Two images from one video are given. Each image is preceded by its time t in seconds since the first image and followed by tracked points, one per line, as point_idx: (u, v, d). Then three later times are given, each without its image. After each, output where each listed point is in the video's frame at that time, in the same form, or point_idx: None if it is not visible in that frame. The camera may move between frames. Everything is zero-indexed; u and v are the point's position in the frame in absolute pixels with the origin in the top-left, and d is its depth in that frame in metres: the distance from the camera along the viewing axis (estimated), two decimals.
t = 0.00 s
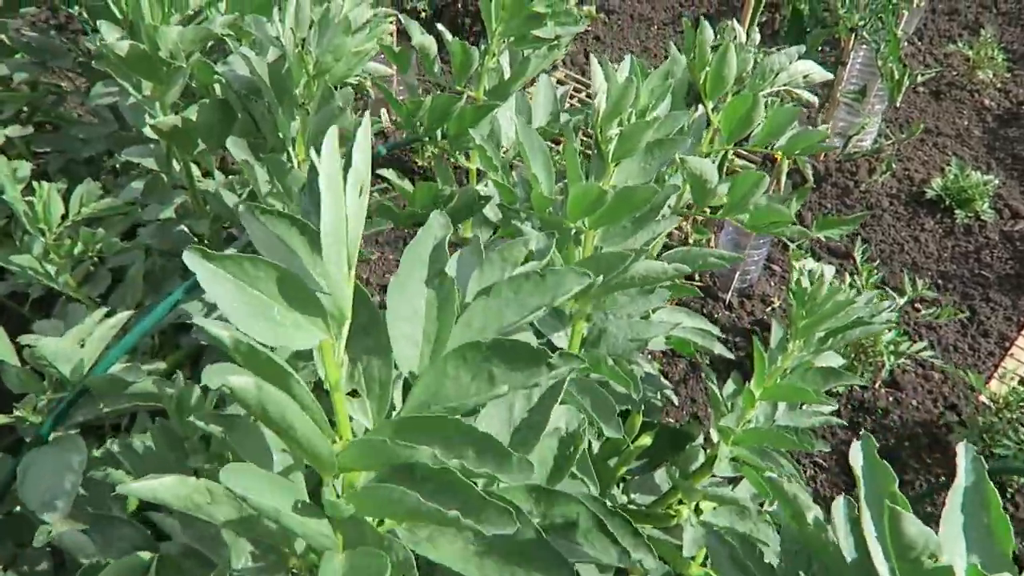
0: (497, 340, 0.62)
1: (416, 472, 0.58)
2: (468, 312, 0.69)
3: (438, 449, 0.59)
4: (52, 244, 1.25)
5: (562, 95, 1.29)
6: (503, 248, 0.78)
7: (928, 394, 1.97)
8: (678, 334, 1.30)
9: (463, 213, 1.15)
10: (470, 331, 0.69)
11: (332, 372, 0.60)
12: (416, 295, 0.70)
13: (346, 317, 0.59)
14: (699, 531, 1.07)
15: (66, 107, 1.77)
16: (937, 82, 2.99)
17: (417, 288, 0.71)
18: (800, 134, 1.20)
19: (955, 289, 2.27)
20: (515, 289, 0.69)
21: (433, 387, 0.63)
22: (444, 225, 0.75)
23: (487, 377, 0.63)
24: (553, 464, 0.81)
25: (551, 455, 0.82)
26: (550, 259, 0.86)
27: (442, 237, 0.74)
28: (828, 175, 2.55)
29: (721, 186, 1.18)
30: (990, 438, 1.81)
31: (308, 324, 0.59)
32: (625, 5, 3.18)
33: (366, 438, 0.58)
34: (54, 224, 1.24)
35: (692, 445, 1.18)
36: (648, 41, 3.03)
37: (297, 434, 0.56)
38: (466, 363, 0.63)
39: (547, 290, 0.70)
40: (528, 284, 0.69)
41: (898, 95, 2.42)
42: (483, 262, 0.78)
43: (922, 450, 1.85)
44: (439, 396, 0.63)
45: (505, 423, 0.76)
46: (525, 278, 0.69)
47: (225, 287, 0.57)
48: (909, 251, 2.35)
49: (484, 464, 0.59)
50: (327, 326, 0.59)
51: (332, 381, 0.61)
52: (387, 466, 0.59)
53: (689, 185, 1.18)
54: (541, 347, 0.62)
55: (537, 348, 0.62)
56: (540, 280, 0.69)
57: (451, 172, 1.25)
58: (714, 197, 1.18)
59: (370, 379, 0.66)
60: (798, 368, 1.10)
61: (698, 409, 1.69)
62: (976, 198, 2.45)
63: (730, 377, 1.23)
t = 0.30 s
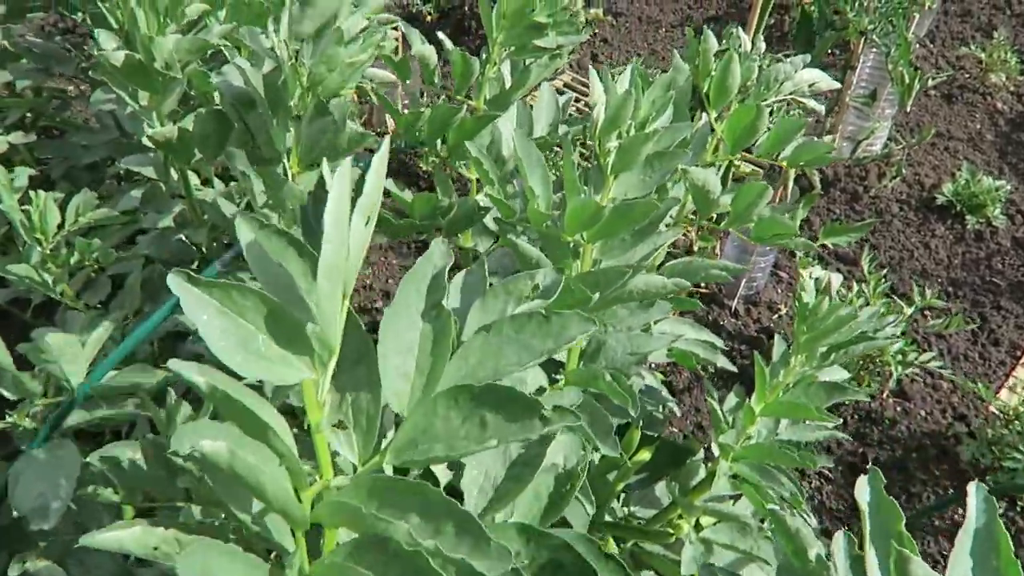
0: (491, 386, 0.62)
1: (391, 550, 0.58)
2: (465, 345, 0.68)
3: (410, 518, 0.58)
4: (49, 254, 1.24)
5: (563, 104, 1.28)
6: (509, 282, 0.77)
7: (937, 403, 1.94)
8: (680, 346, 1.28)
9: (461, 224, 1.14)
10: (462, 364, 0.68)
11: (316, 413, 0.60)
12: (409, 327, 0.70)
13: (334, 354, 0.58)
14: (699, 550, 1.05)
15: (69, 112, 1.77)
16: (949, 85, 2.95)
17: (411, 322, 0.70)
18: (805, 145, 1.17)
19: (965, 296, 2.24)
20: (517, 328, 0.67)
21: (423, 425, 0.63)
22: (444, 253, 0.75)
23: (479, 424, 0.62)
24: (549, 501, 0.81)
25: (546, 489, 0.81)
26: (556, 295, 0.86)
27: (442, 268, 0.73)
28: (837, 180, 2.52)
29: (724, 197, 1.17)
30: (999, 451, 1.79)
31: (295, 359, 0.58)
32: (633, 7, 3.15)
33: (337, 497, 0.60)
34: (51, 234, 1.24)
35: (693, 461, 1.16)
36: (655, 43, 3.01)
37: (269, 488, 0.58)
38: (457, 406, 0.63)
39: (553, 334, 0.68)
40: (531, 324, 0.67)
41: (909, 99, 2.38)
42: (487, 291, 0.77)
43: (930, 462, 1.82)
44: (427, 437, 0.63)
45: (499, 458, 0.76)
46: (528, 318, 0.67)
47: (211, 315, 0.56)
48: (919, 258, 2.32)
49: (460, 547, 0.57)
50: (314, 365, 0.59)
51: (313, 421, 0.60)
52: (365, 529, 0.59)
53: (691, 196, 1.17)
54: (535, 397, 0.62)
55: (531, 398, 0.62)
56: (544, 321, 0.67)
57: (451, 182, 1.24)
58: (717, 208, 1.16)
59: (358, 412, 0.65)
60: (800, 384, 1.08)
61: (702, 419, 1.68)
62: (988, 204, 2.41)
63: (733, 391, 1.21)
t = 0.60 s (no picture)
0: (453, 391, 0.58)
1: (348, 550, 0.55)
2: (427, 354, 0.64)
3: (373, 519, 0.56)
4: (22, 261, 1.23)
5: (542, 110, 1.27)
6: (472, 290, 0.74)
7: (932, 411, 1.91)
8: (664, 356, 1.27)
9: (439, 231, 1.11)
10: (425, 375, 0.64)
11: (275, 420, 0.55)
12: (373, 334, 0.66)
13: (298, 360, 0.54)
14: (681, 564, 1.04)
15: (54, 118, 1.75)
16: (948, 88, 2.91)
17: (376, 328, 0.66)
18: (790, 152, 1.16)
19: (963, 301, 2.20)
20: (479, 336, 0.64)
21: (386, 437, 0.58)
22: (411, 262, 0.71)
23: (442, 431, 0.57)
24: (514, 509, 0.77)
25: (511, 501, 0.78)
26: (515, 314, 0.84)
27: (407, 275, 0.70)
28: (833, 184, 2.49)
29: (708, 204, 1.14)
30: (994, 460, 1.76)
31: (257, 363, 0.54)
32: (629, 10, 3.12)
33: (295, 501, 0.55)
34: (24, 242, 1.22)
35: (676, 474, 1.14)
36: (650, 45, 2.97)
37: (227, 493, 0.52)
38: (421, 414, 0.58)
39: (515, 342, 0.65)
40: (494, 331, 0.64)
41: (905, 102, 2.35)
42: (450, 302, 0.74)
43: (925, 471, 1.80)
44: (389, 447, 0.58)
45: (463, 466, 0.73)
46: (491, 325, 0.64)
47: (175, 315, 0.52)
48: (916, 262, 2.29)
49: (420, 545, 0.55)
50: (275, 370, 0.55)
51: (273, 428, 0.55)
52: (322, 534, 0.56)
53: (676, 204, 1.15)
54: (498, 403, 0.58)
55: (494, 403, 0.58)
56: (507, 329, 0.64)
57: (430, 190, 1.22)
58: (702, 216, 1.14)
59: (319, 423, 0.61)
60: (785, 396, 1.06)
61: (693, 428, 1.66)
62: (986, 208, 2.37)
63: (719, 403, 1.19)
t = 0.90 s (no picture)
0: (371, 454, 0.57)
1: None
2: (354, 404, 0.63)
3: None
4: None
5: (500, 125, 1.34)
6: (409, 331, 0.73)
7: (903, 415, 1.91)
8: (626, 367, 1.25)
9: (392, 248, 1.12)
10: (349, 429, 0.63)
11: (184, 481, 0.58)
12: (295, 384, 0.64)
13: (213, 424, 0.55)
14: None
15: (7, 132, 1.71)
16: (921, 87, 2.85)
17: (298, 378, 0.65)
18: (748, 160, 1.14)
19: (934, 302, 2.20)
20: (407, 385, 0.63)
21: (306, 497, 0.59)
22: (334, 303, 0.69)
23: (361, 495, 0.57)
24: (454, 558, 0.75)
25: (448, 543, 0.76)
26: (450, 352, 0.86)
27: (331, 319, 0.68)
28: (805, 186, 2.47)
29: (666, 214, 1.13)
30: (964, 465, 1.75)
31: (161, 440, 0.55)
32: (603, 13, 3.09)
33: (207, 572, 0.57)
34: None
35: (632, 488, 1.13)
36: (623, 48, 2.93)
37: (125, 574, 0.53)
38: (340, 473, 0.58)
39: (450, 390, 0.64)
40: (424, 379, 0.63)
41: (875, 104, 2.34)
42: (381, 342, 0.73)
43: (896, 476, 1.80)
44: (309, 506, 0.59)
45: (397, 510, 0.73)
46: (421, 373, 0.63)
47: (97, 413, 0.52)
48: (887, 264, 2.29)
49: None
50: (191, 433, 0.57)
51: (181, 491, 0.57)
52: None
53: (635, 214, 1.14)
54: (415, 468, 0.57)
55: (411, 467, 0.57)
56: (437, 378, 0.63)
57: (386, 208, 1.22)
58: (661, 226, 1.13)
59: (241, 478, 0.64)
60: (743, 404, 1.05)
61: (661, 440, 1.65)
62: (957, 208, 2.36)
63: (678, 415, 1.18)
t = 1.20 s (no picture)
0: (364, 454, 0.58)
1: None
2: (339, 414, 0.65)
3: None
4: None
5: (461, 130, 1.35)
6: (392, 346, 0.72)
7: (873, 411, 1.94)
8: (597, 373, 1.28)
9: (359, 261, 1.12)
10: (336, 434, 0.65)
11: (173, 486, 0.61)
12: (283, 393, 0.65)
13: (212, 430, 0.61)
14: None
15: None
16: (882, 89, 2.91)
17: (285, 388, 0.65)
18: (704, 168, 1.18)
19: (901, 299, 2.24)
20: (392, 395, 0.65)
21: (294, 500, 0.60)
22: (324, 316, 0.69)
23: (349, 495, 0.58)
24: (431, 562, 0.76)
25: (427, 552, 0.77)
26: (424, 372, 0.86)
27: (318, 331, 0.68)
28: (772, 188, 2.51)
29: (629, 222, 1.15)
30: (932, 458, 1.80)
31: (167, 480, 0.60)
32: (570, 20, 3.11)
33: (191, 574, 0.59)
34: None
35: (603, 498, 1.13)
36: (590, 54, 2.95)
37: (128, 563, 0.55)
38: (328, 476, 0.59)
39: (431, 400, 0.65)
40: (409, 389, 0.65)
41: (838, 106, 2.38)
42: (364, 356, 0.73)
43: (867, 471, 1.82)
44: (295, 510, 0.60)
45: (376, 524, 0.72)
46: (403, 386, 0.65)
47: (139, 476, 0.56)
48: (854, 263, 2.32)
49: None
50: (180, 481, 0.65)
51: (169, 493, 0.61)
52: None
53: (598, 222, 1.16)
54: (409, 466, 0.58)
55: (403, 468, 0.58)
56: (420, 389, 0.65)
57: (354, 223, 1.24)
58: (622, 233, 1.15)
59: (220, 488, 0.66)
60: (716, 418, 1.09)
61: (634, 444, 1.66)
62: (920, 206, 2.39)
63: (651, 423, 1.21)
